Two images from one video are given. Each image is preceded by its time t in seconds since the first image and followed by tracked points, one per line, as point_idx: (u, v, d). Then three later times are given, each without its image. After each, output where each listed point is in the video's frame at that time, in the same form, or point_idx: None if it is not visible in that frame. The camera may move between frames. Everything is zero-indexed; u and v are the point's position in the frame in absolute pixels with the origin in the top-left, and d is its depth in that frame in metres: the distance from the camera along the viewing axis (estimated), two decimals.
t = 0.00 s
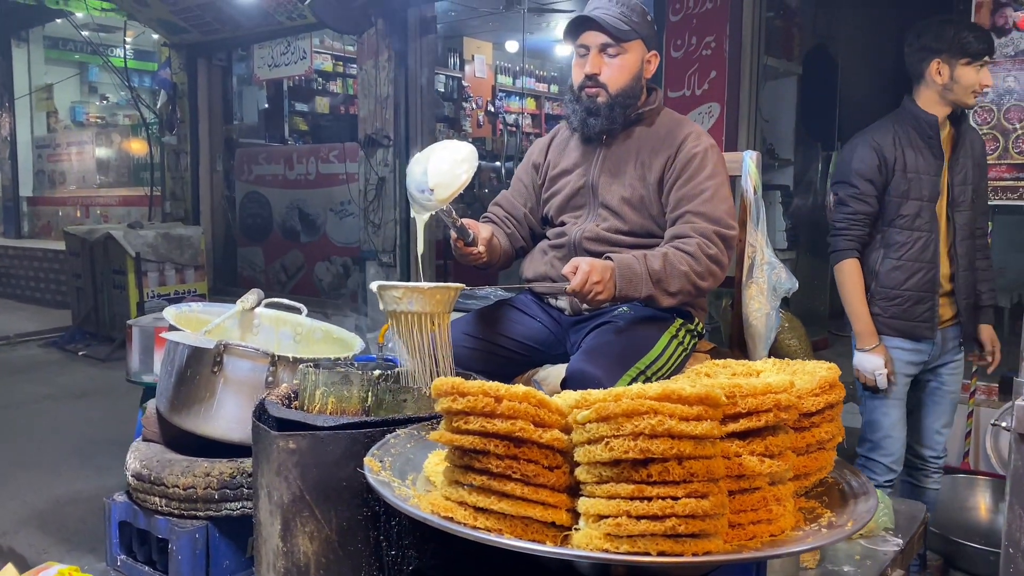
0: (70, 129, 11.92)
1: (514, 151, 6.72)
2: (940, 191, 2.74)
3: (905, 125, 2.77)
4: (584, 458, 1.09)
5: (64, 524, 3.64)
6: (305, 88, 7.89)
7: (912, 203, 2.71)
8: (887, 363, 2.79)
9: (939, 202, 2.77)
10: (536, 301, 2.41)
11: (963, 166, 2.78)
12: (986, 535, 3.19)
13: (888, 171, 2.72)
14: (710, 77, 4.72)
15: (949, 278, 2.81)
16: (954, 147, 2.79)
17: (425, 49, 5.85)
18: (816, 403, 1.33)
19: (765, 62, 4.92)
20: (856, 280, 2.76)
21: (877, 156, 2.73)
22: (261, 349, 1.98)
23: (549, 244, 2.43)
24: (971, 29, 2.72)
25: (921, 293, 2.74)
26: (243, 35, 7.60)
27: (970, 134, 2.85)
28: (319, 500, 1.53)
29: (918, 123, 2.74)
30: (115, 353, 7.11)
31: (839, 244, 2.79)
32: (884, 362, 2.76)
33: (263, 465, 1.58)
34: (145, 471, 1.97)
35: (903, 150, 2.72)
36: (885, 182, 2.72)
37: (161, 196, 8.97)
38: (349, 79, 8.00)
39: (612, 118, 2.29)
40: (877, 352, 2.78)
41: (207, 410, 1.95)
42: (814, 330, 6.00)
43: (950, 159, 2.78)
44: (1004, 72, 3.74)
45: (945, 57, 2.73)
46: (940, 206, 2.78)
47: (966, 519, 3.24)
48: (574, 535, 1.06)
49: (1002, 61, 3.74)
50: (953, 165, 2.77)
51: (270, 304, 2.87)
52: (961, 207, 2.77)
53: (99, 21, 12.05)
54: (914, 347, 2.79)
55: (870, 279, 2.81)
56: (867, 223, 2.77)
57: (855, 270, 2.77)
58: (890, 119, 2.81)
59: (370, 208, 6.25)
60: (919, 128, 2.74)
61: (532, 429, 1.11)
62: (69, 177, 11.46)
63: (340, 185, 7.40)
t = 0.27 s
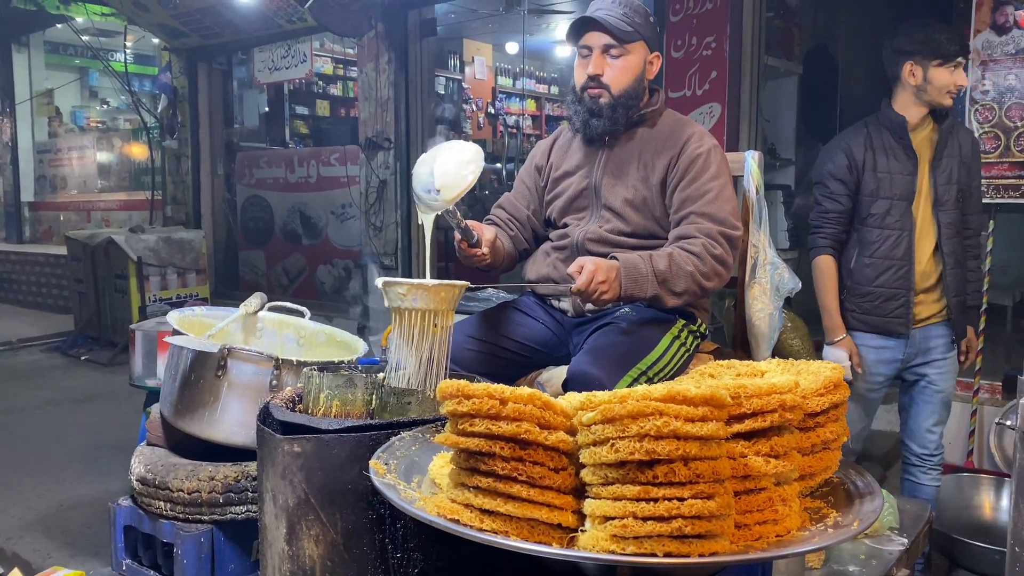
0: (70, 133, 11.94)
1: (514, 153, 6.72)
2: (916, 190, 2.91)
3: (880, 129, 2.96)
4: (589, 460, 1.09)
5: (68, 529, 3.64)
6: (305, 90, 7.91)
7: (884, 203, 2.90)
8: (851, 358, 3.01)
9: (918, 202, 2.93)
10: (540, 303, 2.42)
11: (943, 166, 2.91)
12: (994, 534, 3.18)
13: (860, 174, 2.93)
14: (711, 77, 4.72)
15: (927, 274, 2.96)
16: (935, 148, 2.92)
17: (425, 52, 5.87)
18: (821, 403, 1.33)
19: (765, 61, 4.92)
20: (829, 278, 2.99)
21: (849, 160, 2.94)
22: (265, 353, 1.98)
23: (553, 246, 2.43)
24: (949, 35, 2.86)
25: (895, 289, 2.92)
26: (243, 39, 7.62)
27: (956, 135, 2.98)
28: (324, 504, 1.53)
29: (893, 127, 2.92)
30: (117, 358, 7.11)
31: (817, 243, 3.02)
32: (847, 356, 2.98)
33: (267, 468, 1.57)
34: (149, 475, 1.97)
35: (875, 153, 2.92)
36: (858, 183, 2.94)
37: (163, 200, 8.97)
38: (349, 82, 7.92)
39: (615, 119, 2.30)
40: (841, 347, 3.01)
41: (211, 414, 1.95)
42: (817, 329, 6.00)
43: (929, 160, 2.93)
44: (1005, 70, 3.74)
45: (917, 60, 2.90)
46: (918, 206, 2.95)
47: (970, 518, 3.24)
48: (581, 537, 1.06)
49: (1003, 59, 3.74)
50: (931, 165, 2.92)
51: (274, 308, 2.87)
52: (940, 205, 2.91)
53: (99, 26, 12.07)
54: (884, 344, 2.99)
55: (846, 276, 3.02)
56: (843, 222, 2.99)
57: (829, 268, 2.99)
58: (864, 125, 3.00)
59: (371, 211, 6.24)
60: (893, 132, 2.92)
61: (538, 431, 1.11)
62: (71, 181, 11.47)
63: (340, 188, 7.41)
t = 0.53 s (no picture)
0: (73, 137, 11.98)
1: (517, 154, 6.72)
2: (872, 189, 3.14)
3: (838, 134, 3.22)
4: (594, 460, 1.09)
5: (74, 532, 3.65)
6: (307, 92, 7.75)
7: (841, 204, 3.17)
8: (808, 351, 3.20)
9: (877, 201, 3.16)
10: (543, 303, 2.42)
11: (899, 165, 3.11)
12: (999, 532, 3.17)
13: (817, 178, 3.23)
14: (713, 77, 4.72)
15: (886, 269, 3.15)
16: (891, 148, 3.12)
17: (427, 54, 5.91)
18: (825, 401, 1.33)
19: (767, 60, 4.92)
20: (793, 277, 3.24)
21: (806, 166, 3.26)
22: (270, 355, 1.99)
23: (555, 247, 2.43)
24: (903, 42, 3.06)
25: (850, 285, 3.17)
26: (245, 41, 7.62)
27: (918, 136, 3.14)
28: (329, 504, 1.53)
29: (848, 133, 3.18)
30: (121, 361, 7.12)
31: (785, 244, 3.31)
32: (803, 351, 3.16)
33: (273, 470, 1.58)
34: (155, 478, 1.98)
35: (831, 158, 3.20)
36: (813, 185, 3.24)
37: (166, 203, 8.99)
38: (351, 85, 7.67)
39: (617, 119, 2.30)
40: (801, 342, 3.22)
41: (216, 417, 1.96)
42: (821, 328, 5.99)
43: (887, 161, 3.14)
44: (1007, 68, 3.74)
45: (869, 65, 3.14)
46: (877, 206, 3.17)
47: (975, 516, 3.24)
48: (586, 536, 1.07)
49: (1004, 57, 3.74)
50: (887, 166, 3.13)
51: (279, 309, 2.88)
52: (896, 203, 3.11)
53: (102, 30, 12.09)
54: (844, 339, 3.24)
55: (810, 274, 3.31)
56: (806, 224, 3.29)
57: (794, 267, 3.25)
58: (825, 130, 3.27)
59: (374, 213, 6.24)
60: (849, 137, 3.17)
61: (543, 431, 1.11)
62: (74, 185, 11.50)
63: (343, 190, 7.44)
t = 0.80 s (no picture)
0: (78, 140, 12.01)
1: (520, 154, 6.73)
2: (843, 190, 3.21)
3: (809, 137, 3.29)
4: (600, 459, 1.10)
5: (81, 533, 3.67)
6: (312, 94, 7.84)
7: (813, 205, 3.25)
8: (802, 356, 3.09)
9: (848, 200, 3.24)
10: (548, 303, 2.42)
11: (866, 164, 3.17)
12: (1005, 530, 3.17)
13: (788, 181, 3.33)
14: (716, 76, 4.72)
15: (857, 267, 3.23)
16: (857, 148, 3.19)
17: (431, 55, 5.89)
18: (832, 400, 1.33)
19: (770, 59, 4.92)
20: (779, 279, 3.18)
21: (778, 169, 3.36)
22: (276, 356, 1.99)
23: (561, 246, 2.44)
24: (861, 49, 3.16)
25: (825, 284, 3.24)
26: (249, 43, 7.62)
27: (885, 134, 3.20)
28: (337, 504, 1.54)
29: (817, 135, 3.26)
30: (127, 362, 7.14)
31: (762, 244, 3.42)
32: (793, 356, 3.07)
33: (280, 470, 1.58)
34: (162, 478, 1.99)
35: (801, 160, 3.29)
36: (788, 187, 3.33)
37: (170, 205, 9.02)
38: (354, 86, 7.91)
39: (623, 120, 2.30)
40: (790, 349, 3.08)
41: (223, 417, 1.96)
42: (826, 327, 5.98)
43: (854, 161, 3.21)
44: (1012, 65, 3.73)
45: (823, 76, 3.25)
46: (847, 206, 3.25)
47: (981, 514, 3.23)
48: (593, 535, 1.07)
49: (1009, 54, 3.74)
50: (855, 166, 3.20)
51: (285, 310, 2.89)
52: (863, 201, 3.18)
53: (106, 32, 12.12)
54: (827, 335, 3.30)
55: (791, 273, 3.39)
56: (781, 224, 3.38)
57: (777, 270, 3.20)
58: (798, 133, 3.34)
59: (378, 213, 6.24)
60: (819, 139, 3.25)
61: (549, 430, 1.11)
62: (78, 187, 11.54)
63: (347, 191, 7.45)
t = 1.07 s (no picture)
0: (82, 141, 12.04)
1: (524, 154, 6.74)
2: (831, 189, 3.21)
3: (796, 139, 3.31)
4: (605, 457, 1.10)
5: (87, 533, 3.68)
6: (315, 95, 7.90)
7: (801, 204, 3.25)
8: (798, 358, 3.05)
9: (838, 198, 3.24)
10: (553, 304, 2.42)
11: (853, 162, 3.17)
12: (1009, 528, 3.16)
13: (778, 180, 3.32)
14: (719, 74, 4.72)
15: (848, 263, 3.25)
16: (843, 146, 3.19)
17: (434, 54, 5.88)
18: (836, 398, 1.33)
19: (773, 57, 4.91)
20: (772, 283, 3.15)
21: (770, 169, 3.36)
22: (281, 355, 2.00)
23: (566, 246, 2.44)
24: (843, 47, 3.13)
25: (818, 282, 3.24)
26: (252, 43, 7.61)
27: (871, 131, 3.19)
28: (343, 503, 1.54)
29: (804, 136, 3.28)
30: (132, 363, 7.16)
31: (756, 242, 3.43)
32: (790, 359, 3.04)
33: (286, 469, 1.59)
34: (168, 478, 2.00)
35: (788, 159, 3.30)
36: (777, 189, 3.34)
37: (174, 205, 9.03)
38: (357, 86, 8.05)
39: (629, 120, 2.30)
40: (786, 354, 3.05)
41: (228, 417, 1.97)
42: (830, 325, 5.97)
43: (842, 160, 3.21)
44: (1015, 62, 3.72)
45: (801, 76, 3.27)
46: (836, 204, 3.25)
47: (986, 513, 3.22)
48: (598, 533, 1.07)
49: (1013, 52, 3.73)
50: (842, 164, 3.19)
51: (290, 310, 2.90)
52: (852, 199, 3.18)
53: (110, 33, 12.15)
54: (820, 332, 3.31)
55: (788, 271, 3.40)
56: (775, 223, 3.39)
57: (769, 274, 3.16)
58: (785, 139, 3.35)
59: (381, 213, 6.26)
60: (805, 139, 3.27)
61: (554, 429, 1.12)
62: (83, 188, 11.58)
63: (350, 191, 7.46)
